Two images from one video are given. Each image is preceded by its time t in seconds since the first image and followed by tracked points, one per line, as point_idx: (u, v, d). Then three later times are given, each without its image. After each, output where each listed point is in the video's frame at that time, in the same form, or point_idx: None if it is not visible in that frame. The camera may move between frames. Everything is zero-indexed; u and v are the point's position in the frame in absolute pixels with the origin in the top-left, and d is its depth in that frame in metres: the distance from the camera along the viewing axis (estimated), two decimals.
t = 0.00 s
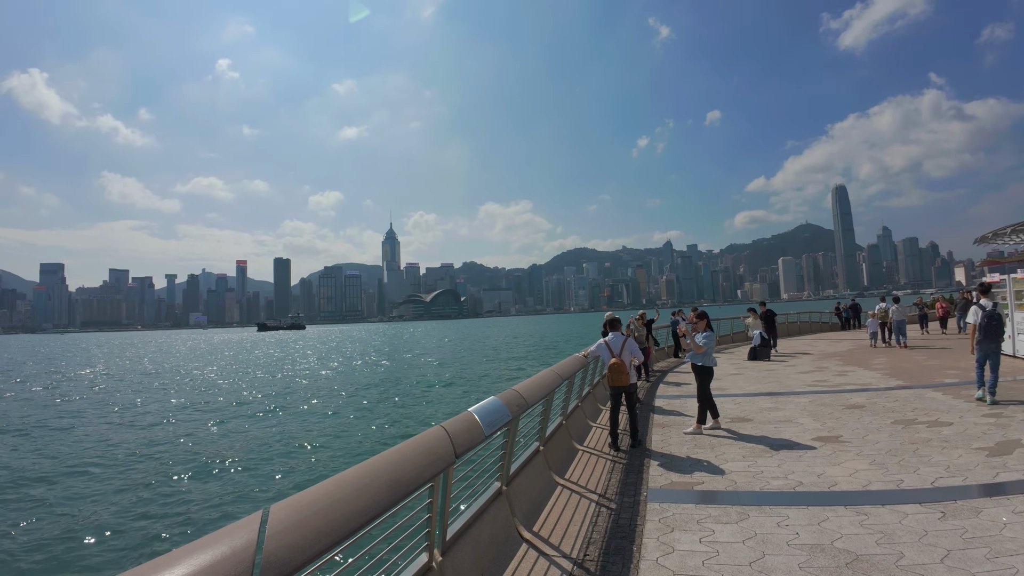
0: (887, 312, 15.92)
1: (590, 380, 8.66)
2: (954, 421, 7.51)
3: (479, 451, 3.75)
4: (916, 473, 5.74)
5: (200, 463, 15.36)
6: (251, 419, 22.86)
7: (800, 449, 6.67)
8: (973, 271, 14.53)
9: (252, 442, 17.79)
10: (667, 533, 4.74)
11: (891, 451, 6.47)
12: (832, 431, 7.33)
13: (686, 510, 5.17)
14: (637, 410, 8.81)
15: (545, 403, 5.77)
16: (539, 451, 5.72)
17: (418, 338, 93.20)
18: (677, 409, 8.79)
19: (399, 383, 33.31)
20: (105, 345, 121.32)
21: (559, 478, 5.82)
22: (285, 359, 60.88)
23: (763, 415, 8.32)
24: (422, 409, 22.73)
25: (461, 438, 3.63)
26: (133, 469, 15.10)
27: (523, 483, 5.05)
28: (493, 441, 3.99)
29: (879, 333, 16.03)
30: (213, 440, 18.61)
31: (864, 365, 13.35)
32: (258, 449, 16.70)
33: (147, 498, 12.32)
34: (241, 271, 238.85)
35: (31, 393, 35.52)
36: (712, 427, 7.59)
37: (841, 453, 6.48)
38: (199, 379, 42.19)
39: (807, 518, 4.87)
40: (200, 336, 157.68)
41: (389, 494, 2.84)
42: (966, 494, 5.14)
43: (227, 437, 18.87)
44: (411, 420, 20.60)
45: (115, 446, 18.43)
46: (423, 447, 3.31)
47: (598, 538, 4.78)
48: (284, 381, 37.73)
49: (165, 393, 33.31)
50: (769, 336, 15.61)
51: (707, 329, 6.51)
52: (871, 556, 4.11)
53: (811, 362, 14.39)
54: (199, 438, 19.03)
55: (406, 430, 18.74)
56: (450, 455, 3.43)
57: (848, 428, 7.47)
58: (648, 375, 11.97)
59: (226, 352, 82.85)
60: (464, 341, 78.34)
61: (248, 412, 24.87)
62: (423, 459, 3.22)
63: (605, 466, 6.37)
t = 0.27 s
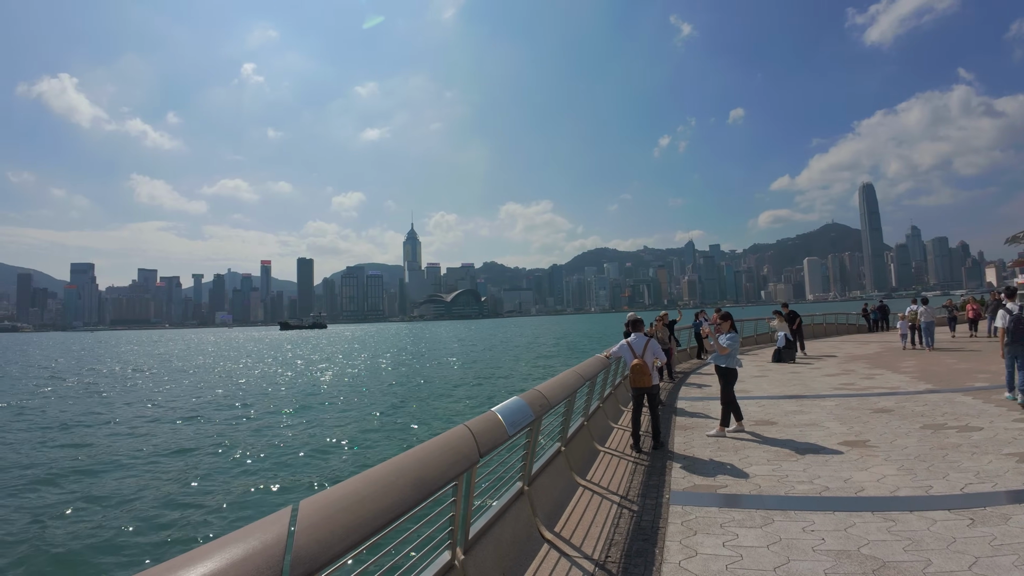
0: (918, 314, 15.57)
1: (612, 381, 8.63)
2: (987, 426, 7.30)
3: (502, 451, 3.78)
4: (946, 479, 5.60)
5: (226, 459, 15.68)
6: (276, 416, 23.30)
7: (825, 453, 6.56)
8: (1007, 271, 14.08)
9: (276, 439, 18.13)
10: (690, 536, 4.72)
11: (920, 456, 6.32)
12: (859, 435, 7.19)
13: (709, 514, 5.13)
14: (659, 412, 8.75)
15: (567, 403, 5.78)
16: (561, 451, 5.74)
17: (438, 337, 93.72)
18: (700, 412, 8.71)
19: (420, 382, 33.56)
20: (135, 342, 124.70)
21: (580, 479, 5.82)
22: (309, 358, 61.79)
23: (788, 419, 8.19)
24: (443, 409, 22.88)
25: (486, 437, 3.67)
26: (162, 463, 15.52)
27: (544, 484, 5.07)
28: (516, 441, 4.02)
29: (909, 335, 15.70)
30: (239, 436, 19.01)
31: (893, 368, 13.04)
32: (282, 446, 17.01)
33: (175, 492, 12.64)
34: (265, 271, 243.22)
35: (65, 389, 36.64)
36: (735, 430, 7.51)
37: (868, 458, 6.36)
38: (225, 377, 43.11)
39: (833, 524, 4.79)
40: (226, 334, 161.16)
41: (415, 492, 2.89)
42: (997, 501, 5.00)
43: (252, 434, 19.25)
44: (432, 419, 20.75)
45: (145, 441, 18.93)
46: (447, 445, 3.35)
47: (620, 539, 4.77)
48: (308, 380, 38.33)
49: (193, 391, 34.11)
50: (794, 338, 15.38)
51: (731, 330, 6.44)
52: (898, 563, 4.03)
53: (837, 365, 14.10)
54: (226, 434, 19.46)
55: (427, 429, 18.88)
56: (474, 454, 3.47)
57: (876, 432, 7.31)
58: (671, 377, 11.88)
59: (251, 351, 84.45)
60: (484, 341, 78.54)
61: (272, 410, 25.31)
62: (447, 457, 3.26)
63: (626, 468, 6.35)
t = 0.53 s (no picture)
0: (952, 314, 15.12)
1: (637, 383, 8.59)
2: None
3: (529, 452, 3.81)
4: (982, 485, 5.44)
5: (256, 455, 16.09)
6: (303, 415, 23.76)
7: (856, 457, 6.44)
8: None
9: (303, 438, 18.48)
10: (717, 540, 4.68)
11: (954, 461, 6.15)
12: (891, 439, 7.04)
13: (737, 518, 5.08)
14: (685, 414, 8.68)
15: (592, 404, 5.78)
16: (585, 453, 5.74)
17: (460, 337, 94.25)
18: (726, 414, 8.61)
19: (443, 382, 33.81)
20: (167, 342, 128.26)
21: (605, 480, 5.82)
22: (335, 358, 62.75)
23: (817, 422, 8.05)
24: (466, 409, 23.01)
25: (512, 438, 3.70)
26: (194, 460, 15.96)
27: (570, 485, 5.08)
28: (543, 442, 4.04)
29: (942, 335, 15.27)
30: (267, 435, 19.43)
31: (926, 370, 12.70)
32: (308, 444, 17.35)
33: (206, 489, 12.98)
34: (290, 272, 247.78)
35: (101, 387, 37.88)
36: (763, 434, 7.41)
37: (900, 463, 6.22)
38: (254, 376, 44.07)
39: (863, 530, 4.71)
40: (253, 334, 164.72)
41: (444, 492, 2.93)
42: None
43: (280, 432, 19.65)
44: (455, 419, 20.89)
45: (178, 438, 19.47)
46: (475, 445, 3.39)
47: (646, 542, 4.77)
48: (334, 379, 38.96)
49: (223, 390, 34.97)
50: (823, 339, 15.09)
51: (759, 331, 6.36)
52: (931, 571, 3.95)
53: (868, 367, 13.78)
54: (255, 433, 19.92)
55: (450, 429, 19.02)
56: (501, 453, 3.50)
57: (908, 436, 7.14)
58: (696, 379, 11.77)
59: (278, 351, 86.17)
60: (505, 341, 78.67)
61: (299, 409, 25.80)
62: (475, 457, 3.30)
63: (652, 470, 6.33)
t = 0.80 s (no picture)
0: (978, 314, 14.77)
1: (655, 384, 8.55)
2: None
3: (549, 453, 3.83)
4: (1009, 489, 5.32)
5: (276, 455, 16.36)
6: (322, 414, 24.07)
7: (879, 460, 6.34)
8: None
9: (322, 438, 18.70)
10: (737, 543, 4.65)
11: (980, 464, 6.02)
12: (915, 442, 6.91)
13: (757, 521, 5.04)
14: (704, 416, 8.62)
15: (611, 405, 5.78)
16: (604, 454, 5.74)
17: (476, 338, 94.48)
18: (746, 416, 8.53)
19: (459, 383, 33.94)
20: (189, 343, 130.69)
21: (623, 482, 5.81)
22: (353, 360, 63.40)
23: (839, 424, 7.94)
24: (482, 410, 23.10)
25: (532, 438, 3.72)
26: (216, 459, 16.26)
27: (588, 486, 5.09)
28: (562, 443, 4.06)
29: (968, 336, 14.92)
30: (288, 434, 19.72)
31: (952, 371, 12.43)
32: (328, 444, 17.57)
33: (228, 488, 13.21)
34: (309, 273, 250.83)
35: (126, 388, 38.68)
36: (784, 436, 7.32)
37: (924, 466, 6.11)
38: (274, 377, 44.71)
39: (887, 534, 4.63)
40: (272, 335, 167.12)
41: (465, 491, 2.96)
42: None
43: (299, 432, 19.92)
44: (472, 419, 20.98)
45: (200, 438, 19.84)
46: (495, 446, 3.42)
47: (665, 544, 4.75)
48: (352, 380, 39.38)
49: (244, 390, 35.55)
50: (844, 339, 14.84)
51: (779, 331, 6.29)
52: None
53: (891, 368, 13.53)
54: (276, 432, 20.23)
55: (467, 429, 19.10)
56: (521, 454, 3.53)
57: (933, 439, 7.00)
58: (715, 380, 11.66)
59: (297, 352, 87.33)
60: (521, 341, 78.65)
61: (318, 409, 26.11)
62: (495, 457, 3.33)
63: (670, 472, 6.30)
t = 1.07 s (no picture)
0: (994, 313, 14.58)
1: (666, 384, 8.54)
2: None
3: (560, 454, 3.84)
4: None
5: (289, 454, 16.55)
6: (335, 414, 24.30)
7: (892, 461, 6.29)
8: None
9: (334, 437, 18.86)
10: (749, 544, 4.64)
11: (996, 466, 5.95)
12: (930, 443, 6.84)
13: (769, 522, 5.02)
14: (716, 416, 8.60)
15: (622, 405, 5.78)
16: (614, 454, 5.75)
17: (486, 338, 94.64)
18: (758, 416, 8.50)
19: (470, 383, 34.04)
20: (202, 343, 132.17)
21: (634, 482, 5.81)
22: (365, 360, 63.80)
23: (853, 425, 7.88)
24: (493, 410, 23.17)
25: (543, 438, 3.74)
26: (229, 458, 16.46)
27: (599, 486, 5.10)
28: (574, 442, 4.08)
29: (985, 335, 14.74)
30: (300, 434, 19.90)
31: (968, 371, 12.28)
32: (339, 443, 17.73)
33: (242, 487, 13.36)
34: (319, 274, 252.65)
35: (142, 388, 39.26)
36: (796, 437, 7.27)
37: (938, 467, 6.05)
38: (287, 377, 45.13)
39: (901, 535, 4.60)
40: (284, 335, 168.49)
41: (476, 490, 2.98)
42: None
43: (312, 432, 20.08)
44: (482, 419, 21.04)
45: (214, 437, 20.09)
46: (507, 445, 3.44)
47: (677, 545, 4.75)
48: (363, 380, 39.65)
49: (257, 390, 35.93)
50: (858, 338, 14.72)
51: (792, 331, 6.25)
52: None
53: (907, 368, 13.38)
54: (288, 432, 20.43)
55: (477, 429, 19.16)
56: (532, 453, 3.54)
57: (948, 440, 6.93)
58: (727, 380, 11.61)
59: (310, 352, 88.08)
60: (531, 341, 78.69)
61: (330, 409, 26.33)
62: (506, 456, 3.35)
63: (682, 473, 6.29)
